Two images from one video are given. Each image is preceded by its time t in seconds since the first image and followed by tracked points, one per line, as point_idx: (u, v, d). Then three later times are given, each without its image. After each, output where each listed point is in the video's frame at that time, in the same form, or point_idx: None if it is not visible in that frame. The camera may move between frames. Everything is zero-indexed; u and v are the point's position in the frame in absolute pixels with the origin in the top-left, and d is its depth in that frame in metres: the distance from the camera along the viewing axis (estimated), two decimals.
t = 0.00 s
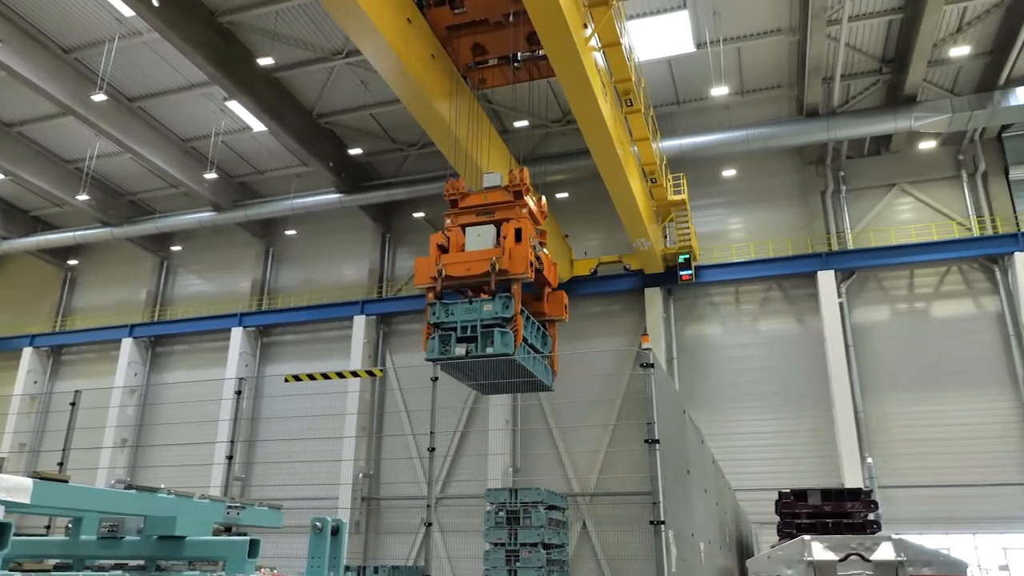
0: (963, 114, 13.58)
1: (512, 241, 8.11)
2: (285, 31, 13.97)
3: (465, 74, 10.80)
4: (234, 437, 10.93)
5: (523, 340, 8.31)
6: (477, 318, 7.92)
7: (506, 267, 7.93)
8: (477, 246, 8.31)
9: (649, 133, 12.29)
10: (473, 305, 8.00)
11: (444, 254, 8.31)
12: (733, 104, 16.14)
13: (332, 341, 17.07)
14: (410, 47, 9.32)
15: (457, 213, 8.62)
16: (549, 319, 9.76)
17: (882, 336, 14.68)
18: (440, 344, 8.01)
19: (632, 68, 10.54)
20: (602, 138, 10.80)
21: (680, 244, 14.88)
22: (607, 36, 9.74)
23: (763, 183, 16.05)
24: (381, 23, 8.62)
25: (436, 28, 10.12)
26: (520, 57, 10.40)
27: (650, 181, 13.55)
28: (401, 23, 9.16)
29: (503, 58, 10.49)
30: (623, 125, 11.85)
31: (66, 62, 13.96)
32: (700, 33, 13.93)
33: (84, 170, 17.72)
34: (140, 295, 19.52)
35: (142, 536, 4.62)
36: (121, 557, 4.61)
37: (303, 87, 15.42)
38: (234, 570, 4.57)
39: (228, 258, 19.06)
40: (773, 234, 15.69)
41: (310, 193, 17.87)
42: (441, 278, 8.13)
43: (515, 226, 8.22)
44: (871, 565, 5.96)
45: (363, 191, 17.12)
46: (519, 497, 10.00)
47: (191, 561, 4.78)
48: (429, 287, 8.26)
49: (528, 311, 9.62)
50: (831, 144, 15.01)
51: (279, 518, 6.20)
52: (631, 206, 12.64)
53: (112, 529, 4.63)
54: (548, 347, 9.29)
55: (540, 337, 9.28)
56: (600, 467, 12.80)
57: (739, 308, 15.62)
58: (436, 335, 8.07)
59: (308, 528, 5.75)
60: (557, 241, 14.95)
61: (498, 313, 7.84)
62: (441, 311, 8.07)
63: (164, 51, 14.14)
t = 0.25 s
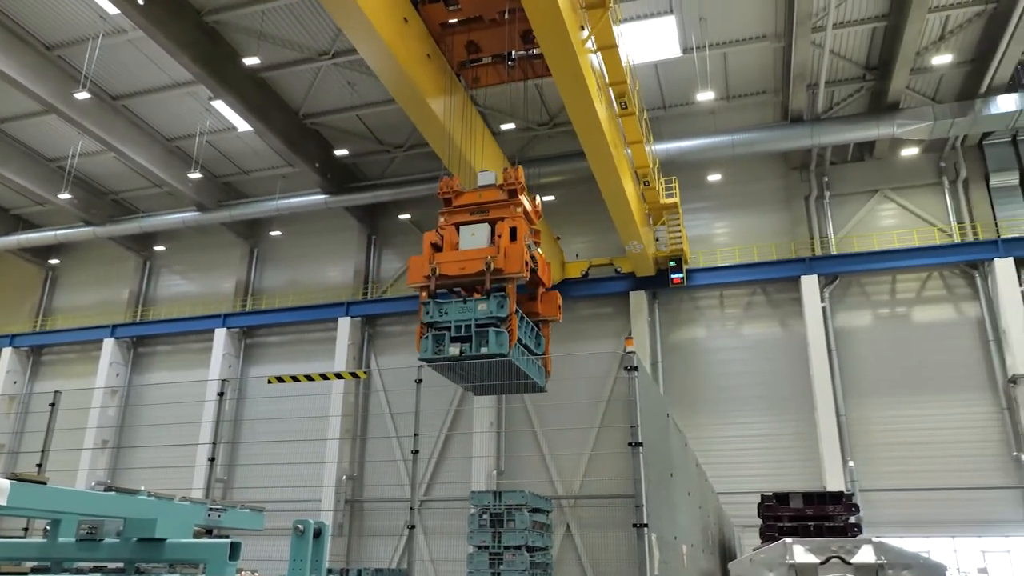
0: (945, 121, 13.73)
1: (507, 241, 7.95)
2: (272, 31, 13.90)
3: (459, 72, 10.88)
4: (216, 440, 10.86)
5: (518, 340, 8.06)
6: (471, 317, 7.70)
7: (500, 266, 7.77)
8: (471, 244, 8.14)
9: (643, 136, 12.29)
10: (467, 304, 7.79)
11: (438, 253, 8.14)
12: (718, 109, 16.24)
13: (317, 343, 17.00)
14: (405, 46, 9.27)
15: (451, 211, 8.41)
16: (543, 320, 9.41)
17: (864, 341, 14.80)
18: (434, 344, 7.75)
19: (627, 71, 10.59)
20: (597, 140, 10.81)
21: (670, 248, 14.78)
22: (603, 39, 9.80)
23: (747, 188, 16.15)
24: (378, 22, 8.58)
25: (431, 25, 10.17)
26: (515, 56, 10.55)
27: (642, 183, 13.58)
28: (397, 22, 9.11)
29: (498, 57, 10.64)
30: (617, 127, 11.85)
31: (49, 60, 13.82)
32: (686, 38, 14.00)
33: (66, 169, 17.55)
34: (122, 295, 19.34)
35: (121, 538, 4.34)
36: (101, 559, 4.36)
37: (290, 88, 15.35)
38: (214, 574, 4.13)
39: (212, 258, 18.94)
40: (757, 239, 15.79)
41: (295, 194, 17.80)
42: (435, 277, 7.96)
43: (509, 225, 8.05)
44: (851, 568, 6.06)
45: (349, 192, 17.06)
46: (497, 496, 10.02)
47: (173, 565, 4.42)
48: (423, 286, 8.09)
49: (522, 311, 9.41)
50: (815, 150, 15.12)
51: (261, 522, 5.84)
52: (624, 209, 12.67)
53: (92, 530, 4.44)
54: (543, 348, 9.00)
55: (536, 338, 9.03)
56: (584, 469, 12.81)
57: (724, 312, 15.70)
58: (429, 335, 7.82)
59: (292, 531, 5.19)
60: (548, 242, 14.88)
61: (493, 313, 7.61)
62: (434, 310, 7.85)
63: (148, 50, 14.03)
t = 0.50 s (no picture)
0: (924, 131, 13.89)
1: (502, 241, 7.73)
2: (256, 31, 13.82)
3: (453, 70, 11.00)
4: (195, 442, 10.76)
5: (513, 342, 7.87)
6: (465, 317, 7.50)
7: (495, 266, 7.55)
8: (465, 244, 7.88)
9: (636, 141, 12.30)
10: (462, 303, 7.59)
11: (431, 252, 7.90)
12: (702, 115, 16.34)
13: (299, 345, 16.90)
14: (402, 46, 9.23)
15: (445, 210, 8.16)
16: (537, 322, 9.27)
17: (844, 347, 14.92)
18: (427, 344, 7.52)
19: (622, 75, 10.68)
20: (593, 144, 10.81)
21: (660, 252, 14.78)
22: (599, 43, 9.87)
23: (730, 193, 16.25)
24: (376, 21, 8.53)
25: (425, 21, 10.16)
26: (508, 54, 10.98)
27: (634, 188, 13.57)
28: (393, 22, 9.04)
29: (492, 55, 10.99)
30: (611, 131, 11.85)
31: (29, 57, 13.66)
32: (671, 45, 14.08)
33: (46, 167, 17.35)
34: (102, 296, 19.14)
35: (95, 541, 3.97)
36: (74, 563, 3.99)
37: (273, 88, 15.27)
38: None
39: (194, 259, 18.79)
40: (739, 245, 15.89)
41: (278, 195, 17.72)
42: (429, 276, 7.73)
43: (504, 225, 7.83)
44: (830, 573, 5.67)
45: (333, 194, 17.00)
46: (486, 497, 10.08)
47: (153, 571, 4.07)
48: (416, 286, 7.83)
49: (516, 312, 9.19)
50: (797, 157, 15.24)
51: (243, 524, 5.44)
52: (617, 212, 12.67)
53: (65, 534, 4.07)
54: (537, 350, 8.81)
55: (529, 339, 8.82)
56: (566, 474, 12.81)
57: (706, 317, 15.77)
58: (423, 335, 7.60)
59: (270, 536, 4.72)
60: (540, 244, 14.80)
61: (488, 313, 7.41)
62: (428, 310, 7.63)
63: (131, 48, 13.90)
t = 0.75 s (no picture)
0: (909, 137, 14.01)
1: (499, 239, 7.64)
2: (244, 31, 13.75)
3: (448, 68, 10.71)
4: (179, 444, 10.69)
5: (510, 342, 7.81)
6: (461, 317, 7.44)
7: (493, 264, 7.44)
8: (462, 242, 7.78)
9: (632, 143, 12.30)
10: (459, 303, 7.53)
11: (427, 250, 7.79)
12: (690, 120, 16.40)
13: (285, 347, 16.82)
14: (401, 48, 9.19)
15: (441, 209, 8.08)
16: (533, 322, 8.93)
17: (829, 352, 15.02)
18: (423, 344, 7.47)
19: (620, 78, 10.63)
20: (589, 146, 10.76)
21: (654, 255, 14.84)
22: (598, 45, 9.82)
23: (717, 198, 16.32)
24: (375, 23, 8.50)
25: (421, 18, 9.99)
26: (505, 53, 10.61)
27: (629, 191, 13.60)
28: (392, 23, 9.01)
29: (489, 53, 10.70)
30: (607, 133, 11.83)
31: (13, 55, 13.54)
32: (659, 49, 14.14)
33: (29, 166, 17.20)
34: (86, 296, 18.98)
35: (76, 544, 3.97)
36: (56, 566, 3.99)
37: (261, 89, 15.20)
38: None
39: (180, 259, 18.67)
40: (726, 249, 15.96)
41: (265, 196, 17.64)
42: (425, 275, 7.61)
43: (502, 223, 7.73)
44: None
45: (321, 195, 16.93)
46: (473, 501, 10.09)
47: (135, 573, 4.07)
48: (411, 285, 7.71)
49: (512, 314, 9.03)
50: (784, 162, 15.33)
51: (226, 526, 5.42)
52: (613, 214, 12.66)
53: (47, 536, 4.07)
54: (533, 350, 8.68)
55: (525, 340, 8.66)
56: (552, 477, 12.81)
57: (693, 321, 15.83)
58: (419, 335, 7.56)
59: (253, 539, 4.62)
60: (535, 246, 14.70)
61: (485, 312, 7.33)
62: (424, 309, 7.60)
63: (118, 47, 13.81)
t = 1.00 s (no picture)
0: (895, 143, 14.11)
1: (497, 237, 7.73)
2: (233, 30, 13.69)
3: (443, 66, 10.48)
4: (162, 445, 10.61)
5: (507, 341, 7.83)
6: (459, 316, 7.44)
7: (491, 263, 7.52)
8: (459, 241, 7.89)
9: (627, 146, 12.34)
10: (456, 302, 7.53)
11: (424, 249, 7.88)
12: (678, 124, 16.45)
13: (271, 348, 16.74)
14: (400, 46, 9.18)
15: (438, 207, 8.17)
16: (530, 322, 9.08)
17: (815, 355, 15.10)
18: (420, 343, 7.45)
19: (618, 79, 10.62)
20: (585, 146, 10.77)
21: (648, 258, 14.98)
22: (597, 46, 9.81)
23: (704, 201, 16.39)
24: (375, 22, 8.49)
25: (418, 15, 9.81)
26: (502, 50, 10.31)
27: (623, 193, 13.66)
28: (392, 22, 9.01)
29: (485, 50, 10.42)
30: (603, 135, 11.83)
31: None
32: (648, 54, 14.18)
33: (13, 164, 17.03)
34: (70, 295, 18.82)
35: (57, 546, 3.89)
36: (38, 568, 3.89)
37: (249, 88, 15.14)
38: None
39: (165, 259, 18.55)
40: (713, 253, 16.03)
41: (252, 196, 17.55)
42: (423, 273, 7.68)
43: (499, 222, 7.84)
44: None
45: (309, 195, 16.86)
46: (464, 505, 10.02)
47: None
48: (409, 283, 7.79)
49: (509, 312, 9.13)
50: (771, 166, 15.40)
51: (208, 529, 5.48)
52: (607, 215, 12.65)
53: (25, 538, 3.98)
54: (531, 349, 8.74)
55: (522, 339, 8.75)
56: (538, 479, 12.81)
57: (680, 324, 15.87)
58: (416, 334, 7.54)
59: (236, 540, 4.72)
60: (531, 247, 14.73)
61: (483, 311, 7.35)
62: (421, 308, 7.58)
63: (104, 45, 13.71)
